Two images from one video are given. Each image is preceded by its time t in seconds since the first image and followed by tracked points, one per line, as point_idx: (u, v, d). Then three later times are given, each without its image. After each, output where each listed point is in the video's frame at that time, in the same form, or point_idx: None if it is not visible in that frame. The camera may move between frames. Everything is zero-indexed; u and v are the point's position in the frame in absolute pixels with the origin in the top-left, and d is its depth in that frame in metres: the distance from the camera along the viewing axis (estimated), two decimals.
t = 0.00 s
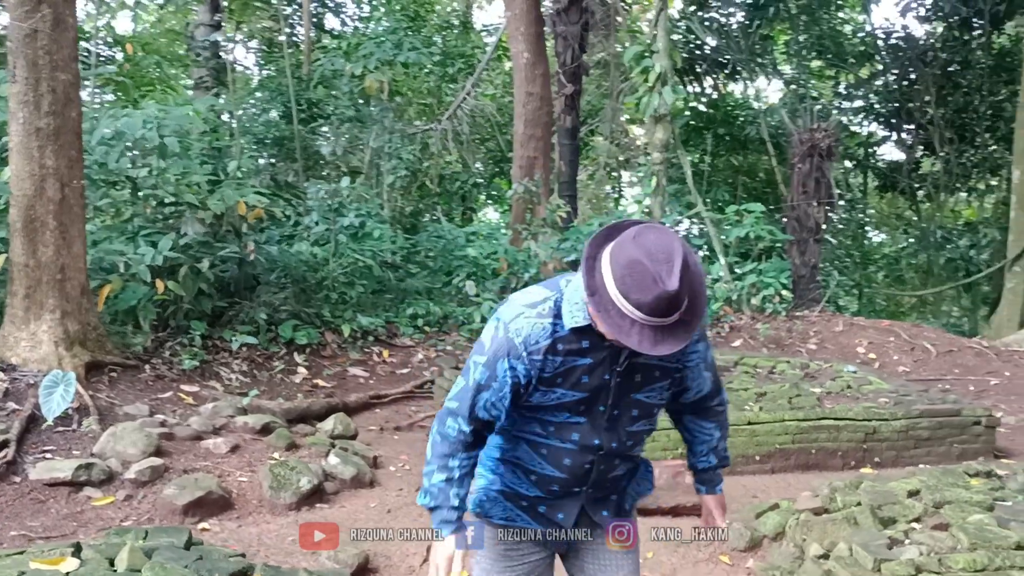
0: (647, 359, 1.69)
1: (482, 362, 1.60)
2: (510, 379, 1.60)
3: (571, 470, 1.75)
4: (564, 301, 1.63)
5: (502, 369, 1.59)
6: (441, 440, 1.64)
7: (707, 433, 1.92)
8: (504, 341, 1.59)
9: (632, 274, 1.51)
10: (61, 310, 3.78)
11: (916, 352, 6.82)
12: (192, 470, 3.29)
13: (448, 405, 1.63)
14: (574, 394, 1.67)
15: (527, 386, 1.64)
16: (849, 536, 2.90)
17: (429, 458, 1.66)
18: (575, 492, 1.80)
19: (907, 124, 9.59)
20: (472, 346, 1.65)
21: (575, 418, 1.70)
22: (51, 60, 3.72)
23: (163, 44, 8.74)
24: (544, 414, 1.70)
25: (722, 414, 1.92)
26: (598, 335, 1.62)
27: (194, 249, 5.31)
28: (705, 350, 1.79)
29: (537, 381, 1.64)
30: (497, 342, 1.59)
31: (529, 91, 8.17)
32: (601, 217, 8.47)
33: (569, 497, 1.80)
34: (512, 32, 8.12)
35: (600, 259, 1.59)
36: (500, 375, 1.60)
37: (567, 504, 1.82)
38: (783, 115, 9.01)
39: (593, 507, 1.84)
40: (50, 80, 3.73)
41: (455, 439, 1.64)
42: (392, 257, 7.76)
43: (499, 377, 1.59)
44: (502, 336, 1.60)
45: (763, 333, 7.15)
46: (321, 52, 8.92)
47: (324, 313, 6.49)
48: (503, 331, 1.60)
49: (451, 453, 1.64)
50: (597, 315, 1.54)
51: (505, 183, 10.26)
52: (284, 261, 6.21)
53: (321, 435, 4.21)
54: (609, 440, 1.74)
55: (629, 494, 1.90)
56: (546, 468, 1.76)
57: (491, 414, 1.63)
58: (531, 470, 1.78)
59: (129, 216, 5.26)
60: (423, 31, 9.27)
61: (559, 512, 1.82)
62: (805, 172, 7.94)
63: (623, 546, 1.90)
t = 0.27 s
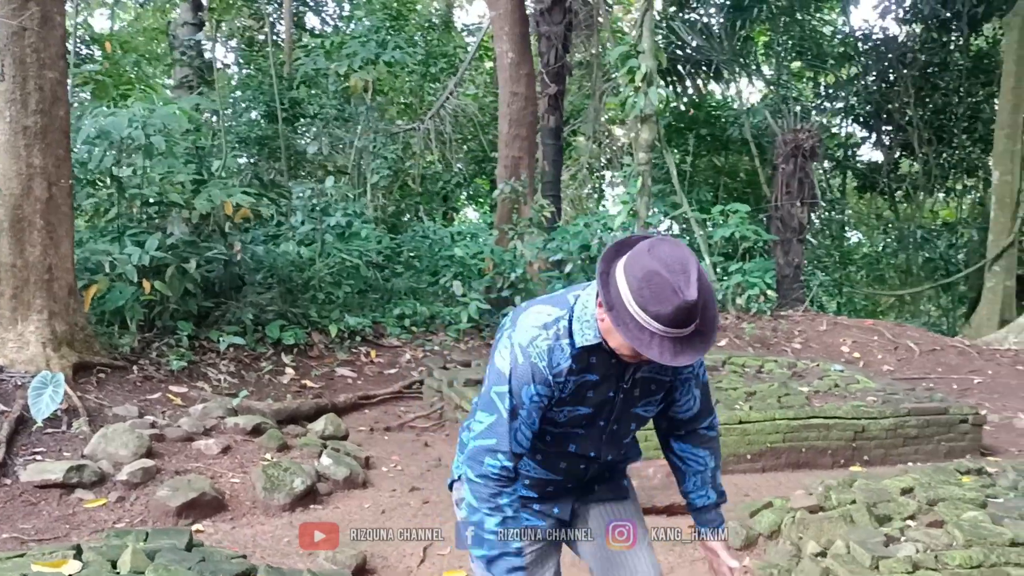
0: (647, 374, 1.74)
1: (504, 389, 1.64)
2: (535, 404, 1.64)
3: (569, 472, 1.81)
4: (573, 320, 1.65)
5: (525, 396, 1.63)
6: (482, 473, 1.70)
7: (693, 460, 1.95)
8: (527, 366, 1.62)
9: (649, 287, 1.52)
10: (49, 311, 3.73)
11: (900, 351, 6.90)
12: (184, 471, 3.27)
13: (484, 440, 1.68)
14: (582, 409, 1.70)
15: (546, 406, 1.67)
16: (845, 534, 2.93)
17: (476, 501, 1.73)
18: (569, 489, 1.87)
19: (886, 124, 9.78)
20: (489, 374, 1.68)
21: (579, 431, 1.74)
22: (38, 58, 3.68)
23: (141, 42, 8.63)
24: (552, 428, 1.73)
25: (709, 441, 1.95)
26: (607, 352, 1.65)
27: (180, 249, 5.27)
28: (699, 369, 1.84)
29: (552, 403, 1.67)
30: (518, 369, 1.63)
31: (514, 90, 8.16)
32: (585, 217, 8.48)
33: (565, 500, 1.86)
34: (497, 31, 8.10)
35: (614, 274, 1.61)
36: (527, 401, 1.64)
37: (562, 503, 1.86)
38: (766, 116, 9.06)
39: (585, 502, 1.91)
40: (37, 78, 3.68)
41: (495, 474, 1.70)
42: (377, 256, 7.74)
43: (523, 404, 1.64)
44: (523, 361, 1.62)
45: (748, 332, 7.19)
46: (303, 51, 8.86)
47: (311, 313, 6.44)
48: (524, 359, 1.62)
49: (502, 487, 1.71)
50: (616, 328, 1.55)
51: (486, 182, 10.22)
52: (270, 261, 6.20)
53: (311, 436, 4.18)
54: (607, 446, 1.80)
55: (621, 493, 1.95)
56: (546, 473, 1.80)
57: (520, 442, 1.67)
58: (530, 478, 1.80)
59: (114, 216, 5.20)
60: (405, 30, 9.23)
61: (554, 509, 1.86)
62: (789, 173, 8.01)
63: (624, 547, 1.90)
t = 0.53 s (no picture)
0: (644, 383, 1.79)
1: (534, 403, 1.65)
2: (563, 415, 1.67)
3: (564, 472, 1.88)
4: (580, 330, 1.69)
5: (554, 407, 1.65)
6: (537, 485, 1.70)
7: (681, 472, 1.99)
8: (551, 378, 1.65)
9: (650, 291, 1.58)
10: (33, 312, 3.69)
11: (880, 351, 6.98)
12: (173, 473, 3.25)
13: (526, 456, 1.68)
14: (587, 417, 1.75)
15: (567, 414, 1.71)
16: (835, 532, 2.97)
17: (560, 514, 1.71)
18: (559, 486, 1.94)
19: (862, 125, 9.96)
20: (516, 391, 1.69)
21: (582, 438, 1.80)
22: (22, 58, 3.64)
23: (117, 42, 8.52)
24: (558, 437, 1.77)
25: (699, 455, 2.00)
26: (606, 364, 1.69)
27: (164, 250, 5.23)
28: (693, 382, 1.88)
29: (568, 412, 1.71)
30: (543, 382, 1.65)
31: (496, 91, 8.15)
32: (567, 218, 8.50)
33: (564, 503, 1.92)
34: (479, 32, 8.10)
35: (614, 282, 1.66)
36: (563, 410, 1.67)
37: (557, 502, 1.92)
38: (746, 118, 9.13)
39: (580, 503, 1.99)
40: (21, 78, 3.64)
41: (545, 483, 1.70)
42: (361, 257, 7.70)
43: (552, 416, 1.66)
44: (548, 374, 1.66)
45: (731, 333, 7.24)
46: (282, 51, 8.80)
47: (295, 314, 6.39)
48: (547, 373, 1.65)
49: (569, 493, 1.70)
50: (620, 333, 1.59)
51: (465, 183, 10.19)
52: (254, 262, 6.09)
53: (299, 437, 4.16)
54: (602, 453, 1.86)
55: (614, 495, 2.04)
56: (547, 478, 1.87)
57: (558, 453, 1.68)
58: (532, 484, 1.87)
59: (96, 216, 5.15)
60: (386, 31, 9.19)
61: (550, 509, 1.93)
62: (770, 174, 8.07)
63: (623, 546, 1.98)
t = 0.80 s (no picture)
0: (655, 366, 1.77)
1: (524, 374, 1.67)
2: (552, 390, 1.67)
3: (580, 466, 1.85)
4: (583, 310, 1.69)
5: (544, 381, 1.66)
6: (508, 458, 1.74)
7: (690, 461, 1.97)
8: (537, 353, 1.66)
9: (648, 261, 1.58)
10: (24, 313, 3.67)
11: (864, 350, 7.07)
12: (168, 473, 3.24)
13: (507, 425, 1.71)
14: (594, 399, 1.73)
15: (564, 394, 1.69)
16: (830, 528, 3.02)
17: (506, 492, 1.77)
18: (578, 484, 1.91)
19: (842, 126, 10.07)
20: (505, 366, 1.71)
21: (591, 425, 1.77)
22: (13, 58, 3.62)
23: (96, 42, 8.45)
24: (563, 421, 1.76)
25: (707, 442, 1.97)
26: (613, 343, 1.69)
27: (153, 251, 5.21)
28: (703, 365, 1.85)
29: (571, 391, 1.71)
30: (535, 355, 1.66)
31: (481, 91, 8.17)
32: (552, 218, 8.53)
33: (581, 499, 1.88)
34: (464, 33, 8.12)
35: (618, 254, 1.66)
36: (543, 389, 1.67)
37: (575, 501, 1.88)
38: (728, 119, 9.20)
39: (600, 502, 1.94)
40: (12, 78, 3.62)
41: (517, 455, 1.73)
42: (347, 256, 7.64)
43: (541, 389, 1.66)
44: (537, 350, 1.66)
45: (717, 332, 7.30)
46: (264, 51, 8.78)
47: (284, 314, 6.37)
48: (539, 345, 1.66)
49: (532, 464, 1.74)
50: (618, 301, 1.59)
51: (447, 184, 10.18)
52: (243, 263, 5.96)
53: (292, 437, 4.16)
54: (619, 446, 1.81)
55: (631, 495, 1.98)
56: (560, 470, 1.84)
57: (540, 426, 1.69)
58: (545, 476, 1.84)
59: (84, 217, 5.12)
60: (369, 31, 9.17)
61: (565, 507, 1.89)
62: (754, 174, 8.12)
63: (624, 546, 1.96)
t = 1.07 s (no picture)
0: (675, 339, 1.74)
1: (530, 342, 1.68)
2: (565, 357, 1.67)
3: (608, 453, 1.77)
4: (596, 281, 1.71)
5: (549, 347, 1.66)
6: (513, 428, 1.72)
7: (715, 445, 1.89)
8: (548, 321, 1.67)
9: (644, 210, 1.61)
10: (20, 315, 3.65)
11: (850, 348, 7.16)
12: (168, 473, 3.24)
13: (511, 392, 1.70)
14: (612, 373, 1.71)
15: (576, 364, 1.68)
16: (827, 522, 3.07)
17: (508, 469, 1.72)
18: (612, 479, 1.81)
19: (824, 127, 10.17)
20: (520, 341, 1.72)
21: (612, 401, 1.73)
22: (8, 59, 3.60)
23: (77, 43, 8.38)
24: (582, 396, 1.73)
25: (732, 426, 1.88)
26: (630, 312, 1.69)
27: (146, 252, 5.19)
28: (725, 342, 1.82)
29: (585, 361, 1.69)
30: (542, 323, 1.67)
31: (468, 92, 8.18)
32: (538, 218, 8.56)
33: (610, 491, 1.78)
34: (450, 34, 8.14)
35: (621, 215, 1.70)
36: (552, 356, 1.66)
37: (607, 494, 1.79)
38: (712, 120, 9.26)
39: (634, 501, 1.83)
40: (8, 80, 3.60)
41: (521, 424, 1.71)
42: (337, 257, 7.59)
43: (547, 355, 1.66)
44: (547, 318, 1.68)
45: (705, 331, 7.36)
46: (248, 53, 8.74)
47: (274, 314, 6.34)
48: (543, 313, 1.68)
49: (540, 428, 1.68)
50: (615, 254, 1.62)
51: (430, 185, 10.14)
52: (234, 263, 5.92)
53: (289, 437, 4.16)
54: (645, 425, 1.75)
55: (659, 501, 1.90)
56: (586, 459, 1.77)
57: (546, 394, 1.67)
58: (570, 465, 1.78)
59: (75, 218, 5.09)
60: (352, 32, 9.16)
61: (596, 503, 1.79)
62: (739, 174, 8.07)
63: (621, 544, 1.88)
